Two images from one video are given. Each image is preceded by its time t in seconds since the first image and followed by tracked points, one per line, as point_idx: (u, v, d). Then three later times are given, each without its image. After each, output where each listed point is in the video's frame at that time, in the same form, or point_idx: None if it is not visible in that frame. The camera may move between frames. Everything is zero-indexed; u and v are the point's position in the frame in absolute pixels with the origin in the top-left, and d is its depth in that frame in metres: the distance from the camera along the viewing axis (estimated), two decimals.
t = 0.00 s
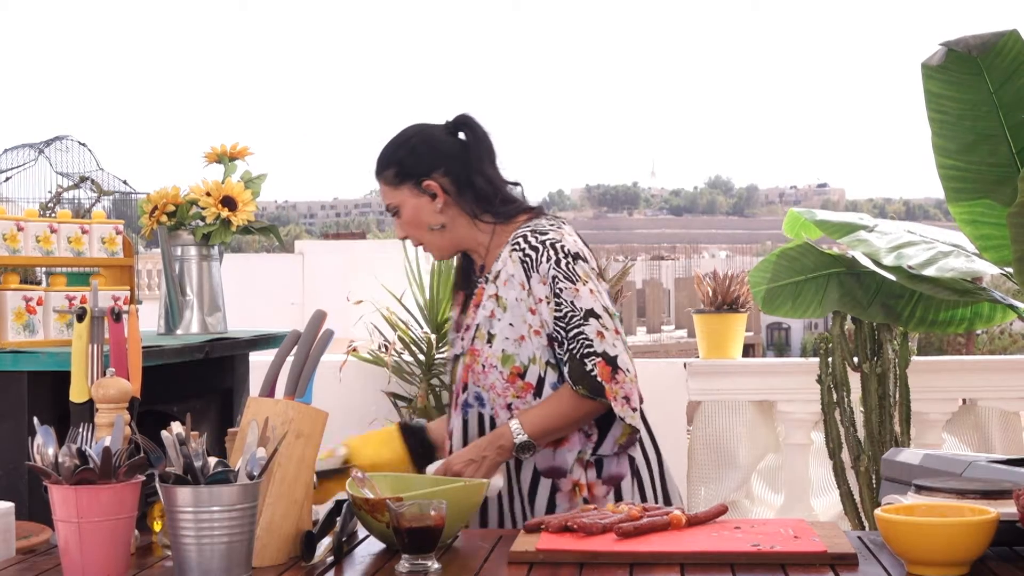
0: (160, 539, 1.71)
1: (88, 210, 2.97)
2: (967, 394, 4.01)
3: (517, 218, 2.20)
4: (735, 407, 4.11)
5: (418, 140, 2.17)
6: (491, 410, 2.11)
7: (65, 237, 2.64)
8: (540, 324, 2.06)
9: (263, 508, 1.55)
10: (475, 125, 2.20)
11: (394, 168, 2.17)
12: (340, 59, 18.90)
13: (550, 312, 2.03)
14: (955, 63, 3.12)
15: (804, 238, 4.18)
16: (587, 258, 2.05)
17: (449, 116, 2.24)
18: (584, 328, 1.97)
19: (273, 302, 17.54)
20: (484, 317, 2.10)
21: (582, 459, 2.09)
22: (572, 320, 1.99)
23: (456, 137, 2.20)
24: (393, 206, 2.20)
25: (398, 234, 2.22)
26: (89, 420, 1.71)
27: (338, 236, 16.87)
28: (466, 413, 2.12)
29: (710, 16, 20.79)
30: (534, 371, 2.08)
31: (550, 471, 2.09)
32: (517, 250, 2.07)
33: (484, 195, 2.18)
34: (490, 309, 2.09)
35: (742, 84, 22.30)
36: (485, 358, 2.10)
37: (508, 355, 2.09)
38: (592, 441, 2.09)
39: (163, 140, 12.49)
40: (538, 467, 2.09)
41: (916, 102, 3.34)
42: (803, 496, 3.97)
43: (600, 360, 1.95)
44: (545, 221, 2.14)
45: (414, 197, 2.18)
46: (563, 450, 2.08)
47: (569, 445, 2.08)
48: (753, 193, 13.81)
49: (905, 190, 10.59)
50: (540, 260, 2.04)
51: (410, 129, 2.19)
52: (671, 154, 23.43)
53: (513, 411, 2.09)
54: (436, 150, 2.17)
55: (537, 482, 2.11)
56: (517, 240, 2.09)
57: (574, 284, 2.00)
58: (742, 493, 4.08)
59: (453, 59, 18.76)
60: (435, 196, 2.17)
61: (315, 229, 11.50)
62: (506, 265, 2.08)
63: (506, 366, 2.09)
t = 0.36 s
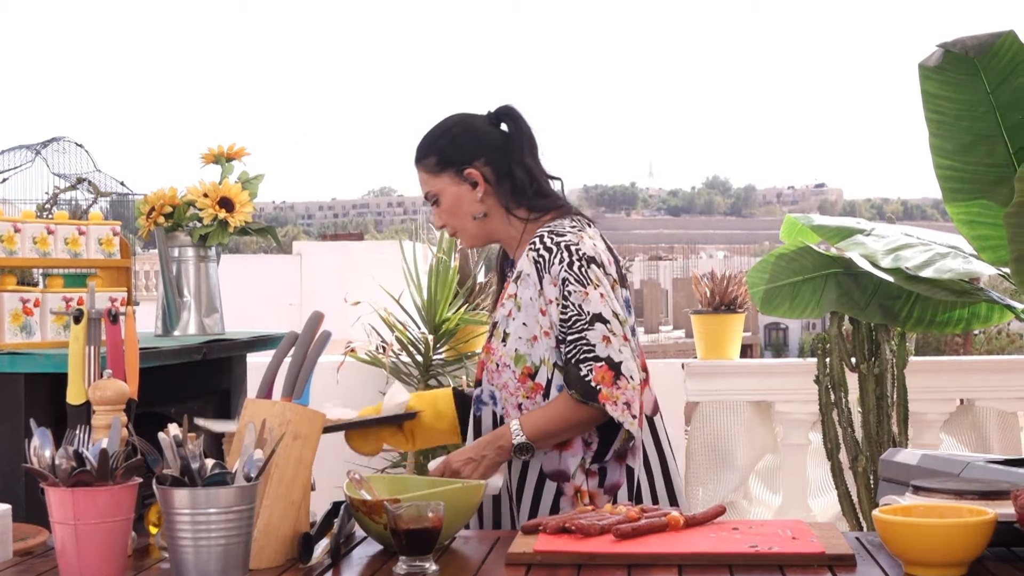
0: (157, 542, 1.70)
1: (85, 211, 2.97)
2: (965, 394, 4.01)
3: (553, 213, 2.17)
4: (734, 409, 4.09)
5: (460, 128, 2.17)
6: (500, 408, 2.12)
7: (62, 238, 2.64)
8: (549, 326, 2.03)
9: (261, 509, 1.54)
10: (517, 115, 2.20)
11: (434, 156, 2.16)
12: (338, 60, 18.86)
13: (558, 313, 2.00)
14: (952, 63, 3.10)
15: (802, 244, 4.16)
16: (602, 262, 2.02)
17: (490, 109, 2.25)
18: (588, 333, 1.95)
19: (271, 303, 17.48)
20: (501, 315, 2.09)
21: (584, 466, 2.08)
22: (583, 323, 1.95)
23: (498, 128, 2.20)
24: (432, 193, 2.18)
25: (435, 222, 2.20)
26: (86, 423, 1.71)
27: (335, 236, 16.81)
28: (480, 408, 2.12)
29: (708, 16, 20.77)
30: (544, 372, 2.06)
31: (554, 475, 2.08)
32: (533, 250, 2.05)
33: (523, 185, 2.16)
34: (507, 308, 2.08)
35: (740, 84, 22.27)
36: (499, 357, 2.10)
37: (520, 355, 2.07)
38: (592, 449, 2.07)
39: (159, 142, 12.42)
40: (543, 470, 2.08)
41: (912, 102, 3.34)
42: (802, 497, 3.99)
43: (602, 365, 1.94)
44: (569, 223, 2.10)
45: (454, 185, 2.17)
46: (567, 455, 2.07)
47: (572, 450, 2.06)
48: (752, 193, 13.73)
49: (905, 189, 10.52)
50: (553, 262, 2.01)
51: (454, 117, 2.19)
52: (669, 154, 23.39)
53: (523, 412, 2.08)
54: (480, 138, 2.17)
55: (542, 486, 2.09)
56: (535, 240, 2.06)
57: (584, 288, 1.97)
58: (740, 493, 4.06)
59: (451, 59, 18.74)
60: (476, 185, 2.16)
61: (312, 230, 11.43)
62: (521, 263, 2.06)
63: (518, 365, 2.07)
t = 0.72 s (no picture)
0: (151, 543, 1.70)
1: (79, 211, 2.96)
2: (959, 393, 4.02)
3: (558, 211, 2.20)
4: (729, 410, 4.08)
5: (469, 122, 2.20)
6: (498, 407, 2.10)
7: (56, 238, 2.63)
8: (554, 326, 2.03)
9: (255, 510, 1.54)
10: (525, 112, 2.23)
11: (442, 148, 2.19)
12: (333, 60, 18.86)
13: (563, 313, 2.01)
14: (947, 64, 3.14)
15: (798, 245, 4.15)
16: (609, 264, 2.03)
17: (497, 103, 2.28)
18: (595, 335, 1.95)
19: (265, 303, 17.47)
20: (504, 312, 2.09)
21: (584, 467, 2.08)
22: (591, 324, 1.96)
23: (506, 122, 2.24)
24: (436, 185, 2.20)
25: (438, 215, 2.22)
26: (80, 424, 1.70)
27: (330, 237, 16.82)
28: (477, 407, 2.11)
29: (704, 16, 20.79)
30: (546, 371, 2.06)
31: (554, 474, 2.08)
32: (540, 249, 2.06)
33: (530, 181, 2.20)
34: (509, 306, 2.08)
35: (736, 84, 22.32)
36: (501, 355, 2.10)
37: (523, 354, 2.07)
38: (591, 451, 2.08)
39: (154, 142, 12.42)
40: (544, 469, 2.08)
41: (907, 104, 3.35)
42: (797, 497, 3.99)
43: (608, 369, 1.94)
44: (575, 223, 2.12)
45: (460, 178, 2.19)
46: (568, 455, 2.07)
47: (573, 452, 2.06)
48: (746, 193, 13.79)
49: (899, 190, 10.57)
50: (560, 262, 2.02)
51: (463, 109, 2.22)
52: (664, 155, 23.43)
53: (525, 411, 2.08)
54: (487, 133, 2.19)
55: (542, 487, 2.09)
56: (540, 240, 2.07)
57: (591, 290, 1.98)
58: (736, 494, 4.05)
59: (446, 60, 18.74)
60: (482, 179, 2.19)
61: (307, 231, 11.30)
62: (526, 260, 2.07)
63: (521, 364, 2.07)
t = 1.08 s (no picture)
0: (139, 544, 1.69)
1: (67, 211, 2.95)
2: (948, 394, 4.03)
3: (549, 212, 2.20)
4: (718, 410, 4.09)
5: (459, 121, 2.19)
6: (496, 408, 2.09)
7: (43, 239, 2.61)
8: (549, 325, 2.04)
9: (243, 512, 1.53)
10: (517, 111, 2.23)
11: (432, 146, 2.19)
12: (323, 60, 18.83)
13: (561, 313, 2.02)
14: (936, 64, 3.15)
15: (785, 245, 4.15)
16: (603, 264, 2.04)
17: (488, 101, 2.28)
18: (592, 335, 1.96)
19: (254, 303, 17.42)
20: (498, 312, 2.09)
21: (583, 466, 2.08)
22: (586, 323, 1.97)
23: (497, 122, 2.24)
24: (426, 183, 2.20)
25: (427, 213, 2.22)
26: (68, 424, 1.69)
27: (319, 237, 16.79)
28: (476, 409, 2.11)
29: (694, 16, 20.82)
30: (542, 371, 2.05)
31: (553, 474, 2.08)
32: (534, 249, 2.07)
33: (520, 182, 2.20)
34: (504, 306, 2.08)
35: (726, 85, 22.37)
36: (496, 356, 2.08)
37: (519, 354, 2.06)
38: (588, 450, 2.07)
39: (144, 141, 12.35)
40: (541, 469, 2.08)
41: (896, 104, 3.35)
42: (785, 497, 4.00)
43: (606, 368, 1.95)
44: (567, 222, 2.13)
45: (451, 177, 2.19)
46: (566, 455, 2.07)
47: (571, 451, 2.06)
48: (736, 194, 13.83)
49: (886, 191, 10.63)
50: (555, 262, 2.03)
51: (453, 108, 2.22)
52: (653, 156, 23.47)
53: (523, 411, 2.08)
54: (478, 133, 2.19)
55: (541, 486, 2.09)
56: (535, 240, 2.08)
57: (587, 289, 1.99)
58: (724, 494, 4.07)
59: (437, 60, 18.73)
60: (473, 179, 2.19)
61: (295, 232, 11.23)
62: (520, 261, 2.07)
63: (517, 364, 2.06)
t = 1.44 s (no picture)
0: (131, 544, 1.68)
1: (60, 211, 2.95)
2: (941, 393, 4.04)
3: (545, 211, 2.21)
4: (711, 410, 4.09)
5: (456, 120, 2.19)
6: (492, 409, 2.09)
7: (36, 239, 2.60)
8: (545, 324, 2.05)
9: (236, 511, 1.53)
10: (512, 111, 2.24)
11: (429, 144, 2.19)
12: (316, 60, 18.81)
13: (557, 311, 2.02)
14: (929, 64, 3.14)
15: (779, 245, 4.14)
16: (599, 263, 2.05)
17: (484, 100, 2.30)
18: (588, 333, 1.97)
19: (247, 303, 17.39)
20: (492, 311, 2.09)
21: (577, 465, 2.08)
22: (583, 322, 1.98)
23: (493, 122, 2.24)
24: (421, 182, 2.20)
25: (421, 212, 2.22)
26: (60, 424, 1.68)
27: (312, 237, 16.75)
28: (469, 407, 2.12)
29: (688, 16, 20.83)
30: (538, 370, 2.06)
31: (547, 473, 2.08)
32: (529, 248, 2.07)
33: (516, 179, 2.21)
34: (499, 306, 2.08)
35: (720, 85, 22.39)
36: (492, 355, 2.09)
37: (514, 353, 2.06)
38: (584, 449, 2.08)
39: (137, 141, 12.34)
40: (536, 469, 2.08)
41: (889, 104, 3.36)
42: (779, 497, 4.01)
43: (602, 366, 1.96)
44: (562, 222, 2.14)
45: (447, 175, 2.19)
46: (560, 454, 2.07)
47: (566, 450, 2.06)
48: (729, 194, 13.85)
49: (878, 190, 10.64)
50: (551, 261, 2.03)
51: (448, 106, 2.23)
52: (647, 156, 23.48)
53: (518, 410, 2.08)
54: (474, 132, 2.20)
55: (535, 486, 2.09)
56: (530, 238, 2.08)
57: (584, 288, 2.00)
58: (718, 494, 4.04)
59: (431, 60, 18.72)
60: (469, 177, 2.19)
61: (288, 232, 11.24)
62: (516, 260, 2.07)
63: (512, 363, 2.07)
